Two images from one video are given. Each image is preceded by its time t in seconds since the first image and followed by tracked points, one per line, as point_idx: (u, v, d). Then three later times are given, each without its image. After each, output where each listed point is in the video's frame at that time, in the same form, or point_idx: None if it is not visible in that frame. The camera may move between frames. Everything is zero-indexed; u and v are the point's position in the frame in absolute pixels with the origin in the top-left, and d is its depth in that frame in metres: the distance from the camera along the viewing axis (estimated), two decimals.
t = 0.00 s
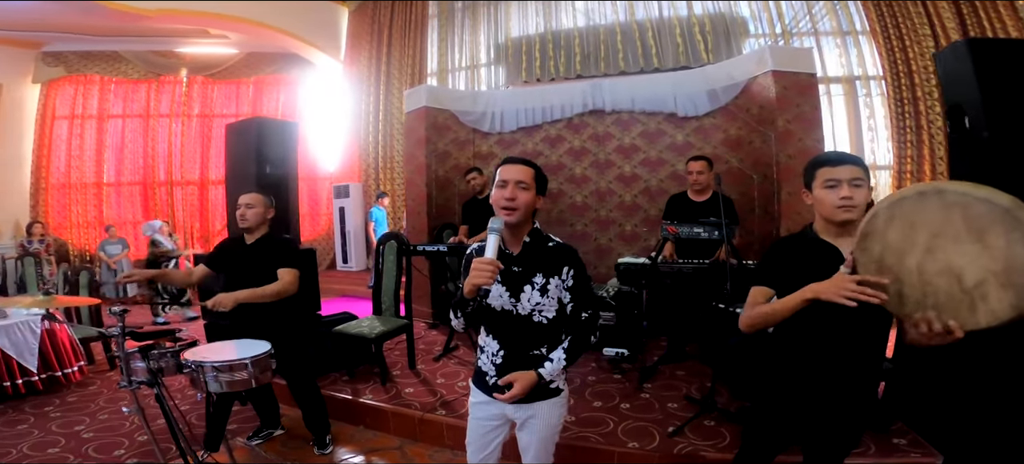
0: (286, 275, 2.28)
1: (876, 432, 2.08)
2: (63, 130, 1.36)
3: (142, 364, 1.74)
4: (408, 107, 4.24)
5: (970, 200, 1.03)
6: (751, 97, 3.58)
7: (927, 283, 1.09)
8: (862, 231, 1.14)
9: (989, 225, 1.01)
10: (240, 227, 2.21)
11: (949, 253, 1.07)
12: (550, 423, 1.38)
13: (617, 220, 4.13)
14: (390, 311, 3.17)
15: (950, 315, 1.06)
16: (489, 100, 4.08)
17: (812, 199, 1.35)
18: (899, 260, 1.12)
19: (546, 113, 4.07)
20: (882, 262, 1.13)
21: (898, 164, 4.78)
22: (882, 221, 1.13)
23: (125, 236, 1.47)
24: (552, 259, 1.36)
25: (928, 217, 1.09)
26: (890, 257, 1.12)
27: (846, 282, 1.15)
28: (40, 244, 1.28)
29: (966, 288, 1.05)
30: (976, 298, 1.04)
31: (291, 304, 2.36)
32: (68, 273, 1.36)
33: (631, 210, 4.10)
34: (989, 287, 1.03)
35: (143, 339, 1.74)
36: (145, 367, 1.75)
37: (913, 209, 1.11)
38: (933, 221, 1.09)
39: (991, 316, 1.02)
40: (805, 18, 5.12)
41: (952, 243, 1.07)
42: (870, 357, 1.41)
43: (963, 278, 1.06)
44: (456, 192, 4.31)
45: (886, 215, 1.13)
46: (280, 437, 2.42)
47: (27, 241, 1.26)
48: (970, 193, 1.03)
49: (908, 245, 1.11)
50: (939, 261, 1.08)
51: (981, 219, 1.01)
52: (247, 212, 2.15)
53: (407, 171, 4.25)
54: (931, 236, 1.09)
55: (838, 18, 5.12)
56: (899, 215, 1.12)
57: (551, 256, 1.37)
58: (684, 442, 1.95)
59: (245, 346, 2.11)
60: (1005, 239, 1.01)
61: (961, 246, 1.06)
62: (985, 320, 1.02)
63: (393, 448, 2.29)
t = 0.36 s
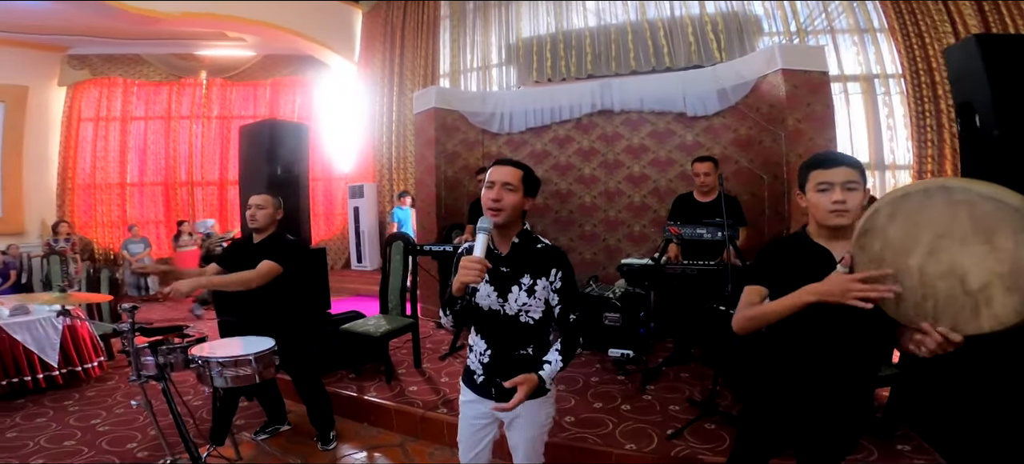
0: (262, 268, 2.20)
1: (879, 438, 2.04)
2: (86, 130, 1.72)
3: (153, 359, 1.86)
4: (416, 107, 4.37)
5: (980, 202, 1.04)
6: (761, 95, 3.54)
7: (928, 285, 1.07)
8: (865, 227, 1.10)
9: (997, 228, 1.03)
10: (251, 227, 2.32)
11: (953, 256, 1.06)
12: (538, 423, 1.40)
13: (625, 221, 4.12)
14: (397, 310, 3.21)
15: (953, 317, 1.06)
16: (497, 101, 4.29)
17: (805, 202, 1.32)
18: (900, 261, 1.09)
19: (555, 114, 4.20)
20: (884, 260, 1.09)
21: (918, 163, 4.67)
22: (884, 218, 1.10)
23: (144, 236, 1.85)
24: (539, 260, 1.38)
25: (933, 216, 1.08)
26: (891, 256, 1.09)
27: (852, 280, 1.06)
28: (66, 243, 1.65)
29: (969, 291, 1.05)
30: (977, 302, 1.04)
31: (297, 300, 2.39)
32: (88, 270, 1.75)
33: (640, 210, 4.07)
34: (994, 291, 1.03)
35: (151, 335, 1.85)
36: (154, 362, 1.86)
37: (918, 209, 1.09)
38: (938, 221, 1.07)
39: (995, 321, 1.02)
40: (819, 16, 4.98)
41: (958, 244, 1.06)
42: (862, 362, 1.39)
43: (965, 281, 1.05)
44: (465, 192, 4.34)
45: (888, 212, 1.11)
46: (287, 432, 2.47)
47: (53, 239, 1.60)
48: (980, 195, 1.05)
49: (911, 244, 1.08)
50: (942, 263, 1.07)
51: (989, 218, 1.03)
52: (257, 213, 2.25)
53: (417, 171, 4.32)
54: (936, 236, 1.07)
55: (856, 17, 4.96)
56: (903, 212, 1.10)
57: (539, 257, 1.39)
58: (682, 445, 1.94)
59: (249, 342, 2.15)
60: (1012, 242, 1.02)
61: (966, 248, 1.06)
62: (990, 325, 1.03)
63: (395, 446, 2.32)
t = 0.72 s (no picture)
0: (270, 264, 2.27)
1: (879, 442, 2.03)
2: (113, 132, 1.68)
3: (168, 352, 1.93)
4: (428, 110, 4.54)
5: (964, 228, 0.97)
6: (768, 95, 3.53)
7: (894, 305, 1.02)
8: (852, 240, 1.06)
9: (972, 258, 0.96)
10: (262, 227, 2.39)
11: (924, 279, 1.01)
12: (527, 418, 1.43)
13: (634, 221, 4.12)
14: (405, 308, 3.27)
15: (913, 339, 1.00)
16: (507, 102, 4.38)
17: (785, 203, 1.36)
18: (871, 278, 1.05)
19: (564, 115, 4.23)
20: (860, 276, 1.05)
21: (937, 163, 4.60)
22: (873, 234, 1.05)
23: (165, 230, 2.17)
24: (528, 260, 1.41)
25: (919, 239, 1.02)
26: (867, 272, 1.05)
27: (822, 289, 1.08)
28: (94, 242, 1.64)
29: (933, 317, 0.99)
30: (938, 329, 0.98)
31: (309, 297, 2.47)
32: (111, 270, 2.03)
33: (648, 211, 4.07)
34: (957, 321, 0.96)
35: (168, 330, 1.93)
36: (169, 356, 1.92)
37: (903, 232, 1.04)
38: (921, 242, 1.01)
39: (950, 349, 0.96)
40: (835, 14, 4.99)
41: (933, 269, 1.00)
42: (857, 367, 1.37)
43: (931, 307, 0.99)
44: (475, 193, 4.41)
45: (878, 229, 1.06)
46: (296, 426, 2.54)
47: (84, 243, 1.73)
48: (963, 222, 0.97)
49: (890, 262, 1.04)
50: (910, 285, 1.02)
51: (971, 248, 0.95)
52: (267, 214, 2.32)
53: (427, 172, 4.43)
54: (914, 258, 1.02)
55: (873, 14, 4.93)
56: (888, 232, 1.05)
57: (529, 257, 1.42)
58: (678, 445, 1.95)
59: (260, 337, 2.22)
60: (986, 275, 0.94)
61: (940, 274, 0.99)
62: (944, 351, 0.97)
63: (399, 441, 2.39)
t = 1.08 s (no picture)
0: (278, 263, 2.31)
1: (875, 444, 2.03)
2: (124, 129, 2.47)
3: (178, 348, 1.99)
4: (435, 111, 4.59)
5: (912, 214, 1.06)
6: (772, 96, 3.52)
7: (868, 296, 1.04)
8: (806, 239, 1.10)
9: (929, 241, 1.03)
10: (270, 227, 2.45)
11: (891, 266, 1.04)
12: (520, 414, 1.46)
13: (638, 221, 4.14)
14: (410, 306, 3.32)
15: (892, 329, 1.02)
16: (513, 103, 4.43)
17: (775, 203, 1.38)
18: (840, 272, 1.08)
19: (569, 116, 4.26)
20: (824, 272, 1.09)
21: (948, 163, 4.56)
22: (826, 230, 1.10)
23: (176, 229, 2.70)
24: (521, 259, 1.44)
25: (872, 229, 1.07)
26: (831, 269, 1.08)
27: (790, 300, 1.12)
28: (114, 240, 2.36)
29: (906, 302, 1.02)
30: (914, 313, 1.01)
31: (316, 293, 2.51)
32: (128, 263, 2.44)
33: (652, 211, 4.09)
34: (929, 302, 1.01)
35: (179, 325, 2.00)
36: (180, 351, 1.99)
37: (856, 223, 1.09)
38: (874, 233, 1.07)
39: (930, 332, 1.00)
40: (844, 14, 4.92)
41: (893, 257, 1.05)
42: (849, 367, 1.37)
43: (904, 292, 1.03)
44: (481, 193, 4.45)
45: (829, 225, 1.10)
46: (302, 421, 2.60)
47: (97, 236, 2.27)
48: (914, 208, 1.06)
49: (851, 255, 1.07)
50: (879, 274, 1.05)
51: (922, 231, 1.03)
52: (275, 215, 2.37)
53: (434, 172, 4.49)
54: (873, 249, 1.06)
55: (882, 13, 4.91)
56: (841, 225, 1.09)
57: (521, 257, 1.45)
58: (673, 444, 1.97)
59: (268, 333, 2.27)
60: (945, 254, 1.01)
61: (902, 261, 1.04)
62: (925, 334, 1.00)
63: (401, 436, 2.43)
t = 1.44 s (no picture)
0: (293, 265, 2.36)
1: (874, 444, 2.03)
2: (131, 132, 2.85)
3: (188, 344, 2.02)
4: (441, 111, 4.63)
5: (919, 222, 1.08)
6: (776, 96, 3.52)
7: (860, 298, 1.10)
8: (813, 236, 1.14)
9: (927, 251, 1.06)
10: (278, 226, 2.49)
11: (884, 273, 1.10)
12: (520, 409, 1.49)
13: (642, 221, 4.15)
14: (415, 304, 3.36)
15: (877, 331, 1.08)
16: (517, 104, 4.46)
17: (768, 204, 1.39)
18: (835, 271, 1.13)
19: (573, 116, 4.29)
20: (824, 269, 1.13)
21: (957, 162, 4.53)
22: (832, 230, 1.13)
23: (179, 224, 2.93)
24: (519, 258, 1.47)
25: (875, 233, 1.11)
26: (831, 267, 1.13)
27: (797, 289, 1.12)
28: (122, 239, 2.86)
29: (894, 308, 1.08)
30: (899, 319, 1.07)
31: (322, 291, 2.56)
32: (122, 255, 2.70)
33: (657, 211, 4.10)
34: (916, 311, 1.06)
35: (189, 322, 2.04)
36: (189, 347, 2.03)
37: (861, 227, 1.13)
38: (876, 237, 1.11)
39: (912, 340, 1.05)
40: (851, 13, 4.92)
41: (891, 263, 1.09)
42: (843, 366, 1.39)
43: (892, 299, 1.08)
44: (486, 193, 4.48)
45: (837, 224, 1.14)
46: (307, 418, 2.64)
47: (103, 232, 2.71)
48: (920, 217, 1.08)
49: (850, 257, 1.13)
50: (872, 279, 1.10)
51: (924, 241, 1.06)
52: (284, 214, 2.42)
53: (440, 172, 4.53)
54: (873, 252, 1.11)
55: (889, 12, 4.89)
56: (847, 227, 1.13)
57: (520, 255, 1.47)
58: (672, 442, 1.99)
59: (274, 330, 2.31)
60: (940, 266, 1.05)
61: (897, 267, 1.09)
62: (906, 341, 1.05)
63: (405, 433, 2.47)
